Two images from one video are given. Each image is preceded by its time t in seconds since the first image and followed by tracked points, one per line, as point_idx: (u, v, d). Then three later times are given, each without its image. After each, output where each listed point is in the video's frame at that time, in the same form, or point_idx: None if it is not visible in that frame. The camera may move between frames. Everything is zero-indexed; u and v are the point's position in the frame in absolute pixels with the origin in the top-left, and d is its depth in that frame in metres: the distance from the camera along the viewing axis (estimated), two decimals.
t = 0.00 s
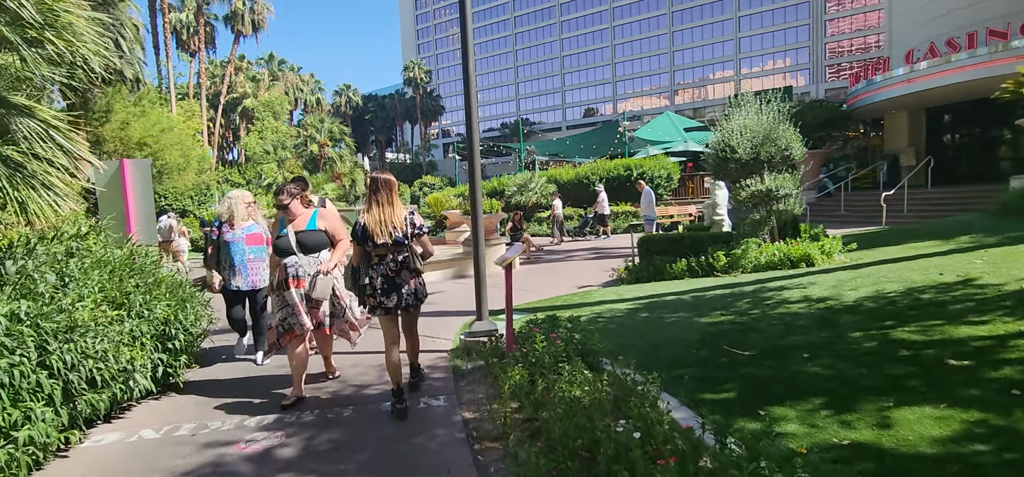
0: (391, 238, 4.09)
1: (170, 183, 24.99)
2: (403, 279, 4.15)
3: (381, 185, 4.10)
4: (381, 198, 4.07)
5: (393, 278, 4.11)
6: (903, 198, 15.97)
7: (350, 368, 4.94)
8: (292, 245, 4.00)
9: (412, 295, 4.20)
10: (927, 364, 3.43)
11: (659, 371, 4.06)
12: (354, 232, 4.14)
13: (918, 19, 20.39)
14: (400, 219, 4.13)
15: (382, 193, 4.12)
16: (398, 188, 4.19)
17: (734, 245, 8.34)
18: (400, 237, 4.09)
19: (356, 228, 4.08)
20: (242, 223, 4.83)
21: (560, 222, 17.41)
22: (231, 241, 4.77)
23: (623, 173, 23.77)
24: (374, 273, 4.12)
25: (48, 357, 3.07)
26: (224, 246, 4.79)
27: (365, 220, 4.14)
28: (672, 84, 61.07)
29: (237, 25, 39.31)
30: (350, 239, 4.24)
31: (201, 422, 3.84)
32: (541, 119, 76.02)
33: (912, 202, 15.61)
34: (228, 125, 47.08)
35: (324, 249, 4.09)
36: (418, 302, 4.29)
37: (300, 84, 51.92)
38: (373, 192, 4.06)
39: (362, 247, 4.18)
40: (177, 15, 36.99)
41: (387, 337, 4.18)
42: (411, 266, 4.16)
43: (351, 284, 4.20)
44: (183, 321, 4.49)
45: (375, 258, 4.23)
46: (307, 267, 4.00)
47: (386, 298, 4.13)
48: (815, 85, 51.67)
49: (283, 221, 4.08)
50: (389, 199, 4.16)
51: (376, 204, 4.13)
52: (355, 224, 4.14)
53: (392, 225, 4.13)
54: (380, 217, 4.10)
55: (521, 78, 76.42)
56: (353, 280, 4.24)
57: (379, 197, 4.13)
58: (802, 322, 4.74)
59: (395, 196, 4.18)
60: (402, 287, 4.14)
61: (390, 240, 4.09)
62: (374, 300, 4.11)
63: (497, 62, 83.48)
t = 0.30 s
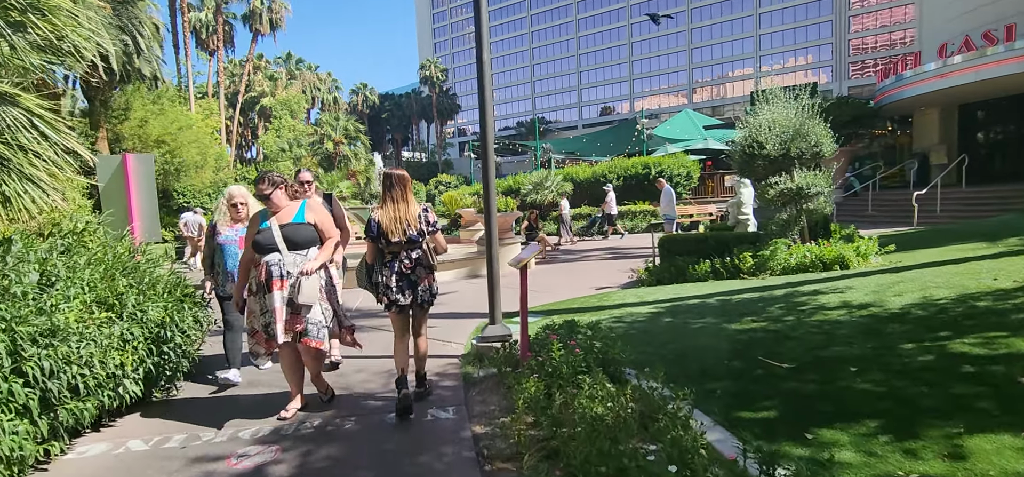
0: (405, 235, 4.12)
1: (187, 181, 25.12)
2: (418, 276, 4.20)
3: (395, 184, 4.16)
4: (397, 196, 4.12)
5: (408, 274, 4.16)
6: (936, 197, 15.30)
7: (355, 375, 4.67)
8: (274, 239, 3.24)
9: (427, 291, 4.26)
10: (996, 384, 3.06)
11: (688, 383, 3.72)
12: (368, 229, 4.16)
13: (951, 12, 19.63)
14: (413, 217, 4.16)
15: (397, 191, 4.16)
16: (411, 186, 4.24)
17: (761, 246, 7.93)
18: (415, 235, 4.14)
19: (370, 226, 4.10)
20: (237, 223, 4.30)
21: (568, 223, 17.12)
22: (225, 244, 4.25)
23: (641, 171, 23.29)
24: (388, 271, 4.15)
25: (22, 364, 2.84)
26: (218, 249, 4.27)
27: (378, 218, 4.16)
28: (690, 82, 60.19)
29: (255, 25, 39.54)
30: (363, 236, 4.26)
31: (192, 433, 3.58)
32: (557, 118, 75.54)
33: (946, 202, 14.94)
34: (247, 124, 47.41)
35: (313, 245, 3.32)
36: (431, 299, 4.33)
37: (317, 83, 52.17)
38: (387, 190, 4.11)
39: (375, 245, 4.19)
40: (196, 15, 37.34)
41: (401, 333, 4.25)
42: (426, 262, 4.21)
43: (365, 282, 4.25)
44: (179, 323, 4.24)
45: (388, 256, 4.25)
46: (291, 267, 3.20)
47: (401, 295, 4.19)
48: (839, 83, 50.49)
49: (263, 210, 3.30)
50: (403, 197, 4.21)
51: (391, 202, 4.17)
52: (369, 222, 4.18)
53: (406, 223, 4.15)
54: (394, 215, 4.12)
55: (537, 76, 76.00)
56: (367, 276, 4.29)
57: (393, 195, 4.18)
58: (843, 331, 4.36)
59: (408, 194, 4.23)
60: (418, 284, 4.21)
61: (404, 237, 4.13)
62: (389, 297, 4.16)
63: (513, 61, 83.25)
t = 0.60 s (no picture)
0: (414, 228, 3.91)
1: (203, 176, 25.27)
2: (425, 271, 3.93)
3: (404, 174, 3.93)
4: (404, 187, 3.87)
5: (414, 269, 3.91)
6: (969, 194, 14.70)
7: (360, 380, 4.44)
8: (260, 246, 2.82)
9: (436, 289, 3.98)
10: None
11: (718, 396, 3.41)
12: (376, 223, 3.98)
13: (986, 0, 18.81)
14: (422, 210, 3.93)
15: (406, 183, 3.93)
16: (421, 178, 4.02)
17: (789, 245, 7.54)
18: (423, 227, 3.92)
19: (378, 219, 3.91)
20: (215, 219, 3.81)
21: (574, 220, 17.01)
22: (201, 243, 3.76)
23: (658, 167, 22.82)
24: (395, 265, 3.95)
25: None
26: (195, 248, 3.77)
27: (387, 210, 3.97)
28: (708, 76, 59.23)
29: (271, 20, 39.66)
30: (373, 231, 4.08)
31: (181, 443, 3.34)
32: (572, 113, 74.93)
33: (980, 199, 14.34)
34: (263, 119, 47.67)
35: (305, 252, 2.91)
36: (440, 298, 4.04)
37: (333, 78, 52.24)
38: (393, 183, 3.88)
39: (383, 239, 4.02)
40: (213, 10, 37.59)
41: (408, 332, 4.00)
42: (431, 257, 3.93)
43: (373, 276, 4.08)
44: (176, 323, 4.03)
45: (396, 249, 4.02)
46: (278, 278, 2.78)
47: (408, 290, 3.95)
48: (862, 77, 49.26)
49: (247, 211, 2.91)
50: (413, 189, 3.97)
51: (399, 194, 3.95)
52: (377, 216, 3.98)
53: (415, 216, 3.93)
54: (402, 208, 3.91)
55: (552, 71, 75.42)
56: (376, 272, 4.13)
57: (401, 186, 3.95)
58: (886, 339, 4.01)
59: (418, 186, 4.00)
60: (424, 279, 3.93)
61: (413, 230, 3.91)
62: (396, 292, 3.95)
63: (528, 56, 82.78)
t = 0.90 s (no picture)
0: (419, 225, 3.78)
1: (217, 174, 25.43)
2: (430, 270, 3.81)
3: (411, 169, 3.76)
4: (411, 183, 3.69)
5: (419, 267, 3.79)
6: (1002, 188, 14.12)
7: (370, 384, 4.20)
8: (239, 241, 2.50)
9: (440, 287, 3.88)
10: None
11: (758, 405, 3.11)
12: (382, 219, 3.83)
13: None
14: (428, 206, 3.78)
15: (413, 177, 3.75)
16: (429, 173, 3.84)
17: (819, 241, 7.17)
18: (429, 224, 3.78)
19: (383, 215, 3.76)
20: (198, 218, 3.56)
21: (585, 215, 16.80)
22: (182, 244, 3.47)
23: (674, 162, 22.40)
24: (401, 262, 3.83)
25: None
26: (175, 250, 3.49)
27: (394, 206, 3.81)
28: (724, 71, 58.33)
29: (284, 18, 39.80)
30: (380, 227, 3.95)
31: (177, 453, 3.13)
32: (585, 110, 74.37)
33: (1013, 192, 13.76)
34: (277, 117, 47.97)
35: (293, 246, 2.60)
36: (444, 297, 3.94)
37: (345, 77, 52.35)
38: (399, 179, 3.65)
39: (389, 235, 3.88)
40: (227, 10, 37.83)
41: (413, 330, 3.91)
42: (438, 257, 3.82)
43: (378, 273, 3.96)
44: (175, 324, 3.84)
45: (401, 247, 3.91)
46: (259, 278, 2.48)
47: (413, 288, 3.83)
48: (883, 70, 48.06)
49: (228, 198, 2.60)
50: (421, 184, 3.80)
51: (405, 190, 3.77)
52: (383, 212, 3.83)
53: (421, 212, 3.79)
54: (408, 204, 3.74)
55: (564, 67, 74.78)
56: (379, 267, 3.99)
57: (407, 181, 3.77)
58: (938, 342, 3.67)
59: (426, 181, 3.83)
60: (430, 278, 3.81)
61: (419, 227, 3.78)
62: (401, 289, 3.84)
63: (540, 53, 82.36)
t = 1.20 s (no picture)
0: (421, 220, 4.00)
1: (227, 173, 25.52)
2: (430, 264, 4.04)
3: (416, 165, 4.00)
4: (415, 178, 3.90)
5: (420, 263, 4.04)
6: None
7: (377, 395, 3.92)
8: (184, 265, 2.01)
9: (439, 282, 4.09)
10: None
11: (806, 422, 2.81)
12: (384, 213, 4.10)
13: None
14: (430, 202, 4.01)
15: (417, 173, 3.98)
16: (431, 169, 4.07)
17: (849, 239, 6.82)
18: (430, 219, 4.00)
19: (386, 210, 4.01)
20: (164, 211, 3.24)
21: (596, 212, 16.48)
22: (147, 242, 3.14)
23: (688, 157, 21.97)
24: (402, 256, 4.06)
25: None
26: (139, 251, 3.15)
27: (397, 201, 4.04)
28: (735, 66, 57.49)
29: (292, 17, 39.80)
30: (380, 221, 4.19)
31: None
32: (594, 106, 73.82)
33: None
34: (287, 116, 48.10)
35: (254, 270, 2.08)
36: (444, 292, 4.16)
37: (354, 75, 52.32)
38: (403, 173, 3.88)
39: (391, 229, 4.12)
40: (235, 9, 37.91)
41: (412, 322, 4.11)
42: (440, 253, 4.04)
43: (379, 266, 4.18)
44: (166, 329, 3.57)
45: (402, 241, 4.14)
46: (210, 312, 1.99)
47: (411, 283, 4.06)
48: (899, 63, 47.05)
49: (174, 206, 2.13)
50: (425, 180, 4.02)
51: (409, 185, 3.99)
52: (387, 206, 4.07)
53: (424, 207, 4.02)
54: (411, 199, 3.98)
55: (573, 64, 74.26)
56: (381, 261, 4.21)
57: (411, 177, 4.00)
58: (1001, 350, 3.34)
59: (429, 177, 4.05)
60: (430, 273, 4.02)
61: (420, 222, 4.00)
62: (400, 284, 4.05)
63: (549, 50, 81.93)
